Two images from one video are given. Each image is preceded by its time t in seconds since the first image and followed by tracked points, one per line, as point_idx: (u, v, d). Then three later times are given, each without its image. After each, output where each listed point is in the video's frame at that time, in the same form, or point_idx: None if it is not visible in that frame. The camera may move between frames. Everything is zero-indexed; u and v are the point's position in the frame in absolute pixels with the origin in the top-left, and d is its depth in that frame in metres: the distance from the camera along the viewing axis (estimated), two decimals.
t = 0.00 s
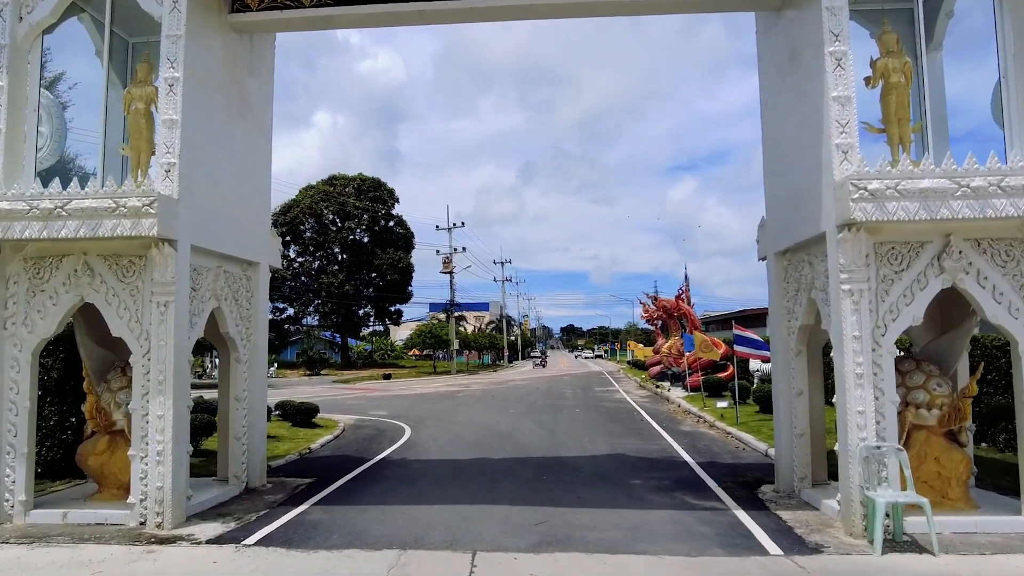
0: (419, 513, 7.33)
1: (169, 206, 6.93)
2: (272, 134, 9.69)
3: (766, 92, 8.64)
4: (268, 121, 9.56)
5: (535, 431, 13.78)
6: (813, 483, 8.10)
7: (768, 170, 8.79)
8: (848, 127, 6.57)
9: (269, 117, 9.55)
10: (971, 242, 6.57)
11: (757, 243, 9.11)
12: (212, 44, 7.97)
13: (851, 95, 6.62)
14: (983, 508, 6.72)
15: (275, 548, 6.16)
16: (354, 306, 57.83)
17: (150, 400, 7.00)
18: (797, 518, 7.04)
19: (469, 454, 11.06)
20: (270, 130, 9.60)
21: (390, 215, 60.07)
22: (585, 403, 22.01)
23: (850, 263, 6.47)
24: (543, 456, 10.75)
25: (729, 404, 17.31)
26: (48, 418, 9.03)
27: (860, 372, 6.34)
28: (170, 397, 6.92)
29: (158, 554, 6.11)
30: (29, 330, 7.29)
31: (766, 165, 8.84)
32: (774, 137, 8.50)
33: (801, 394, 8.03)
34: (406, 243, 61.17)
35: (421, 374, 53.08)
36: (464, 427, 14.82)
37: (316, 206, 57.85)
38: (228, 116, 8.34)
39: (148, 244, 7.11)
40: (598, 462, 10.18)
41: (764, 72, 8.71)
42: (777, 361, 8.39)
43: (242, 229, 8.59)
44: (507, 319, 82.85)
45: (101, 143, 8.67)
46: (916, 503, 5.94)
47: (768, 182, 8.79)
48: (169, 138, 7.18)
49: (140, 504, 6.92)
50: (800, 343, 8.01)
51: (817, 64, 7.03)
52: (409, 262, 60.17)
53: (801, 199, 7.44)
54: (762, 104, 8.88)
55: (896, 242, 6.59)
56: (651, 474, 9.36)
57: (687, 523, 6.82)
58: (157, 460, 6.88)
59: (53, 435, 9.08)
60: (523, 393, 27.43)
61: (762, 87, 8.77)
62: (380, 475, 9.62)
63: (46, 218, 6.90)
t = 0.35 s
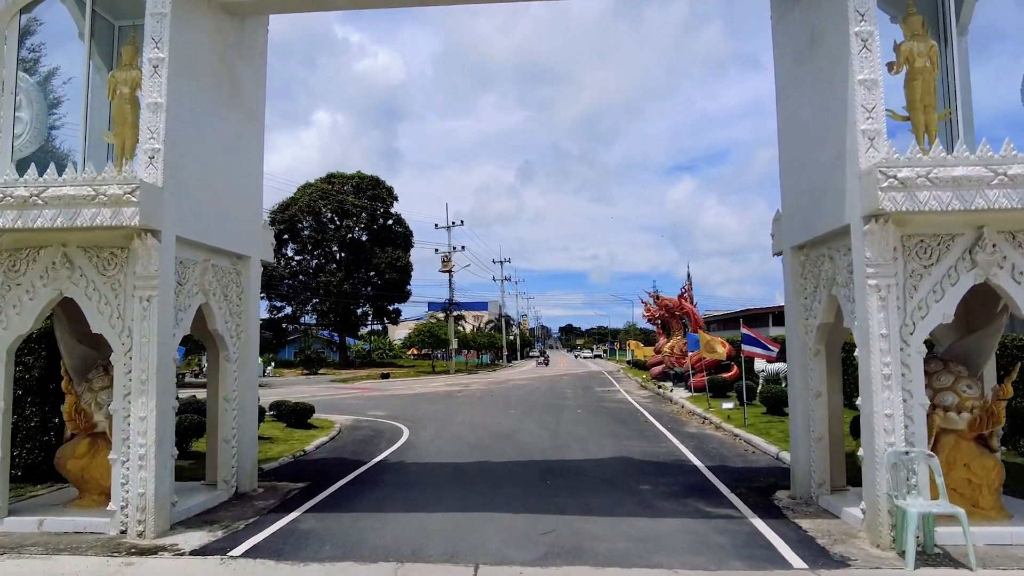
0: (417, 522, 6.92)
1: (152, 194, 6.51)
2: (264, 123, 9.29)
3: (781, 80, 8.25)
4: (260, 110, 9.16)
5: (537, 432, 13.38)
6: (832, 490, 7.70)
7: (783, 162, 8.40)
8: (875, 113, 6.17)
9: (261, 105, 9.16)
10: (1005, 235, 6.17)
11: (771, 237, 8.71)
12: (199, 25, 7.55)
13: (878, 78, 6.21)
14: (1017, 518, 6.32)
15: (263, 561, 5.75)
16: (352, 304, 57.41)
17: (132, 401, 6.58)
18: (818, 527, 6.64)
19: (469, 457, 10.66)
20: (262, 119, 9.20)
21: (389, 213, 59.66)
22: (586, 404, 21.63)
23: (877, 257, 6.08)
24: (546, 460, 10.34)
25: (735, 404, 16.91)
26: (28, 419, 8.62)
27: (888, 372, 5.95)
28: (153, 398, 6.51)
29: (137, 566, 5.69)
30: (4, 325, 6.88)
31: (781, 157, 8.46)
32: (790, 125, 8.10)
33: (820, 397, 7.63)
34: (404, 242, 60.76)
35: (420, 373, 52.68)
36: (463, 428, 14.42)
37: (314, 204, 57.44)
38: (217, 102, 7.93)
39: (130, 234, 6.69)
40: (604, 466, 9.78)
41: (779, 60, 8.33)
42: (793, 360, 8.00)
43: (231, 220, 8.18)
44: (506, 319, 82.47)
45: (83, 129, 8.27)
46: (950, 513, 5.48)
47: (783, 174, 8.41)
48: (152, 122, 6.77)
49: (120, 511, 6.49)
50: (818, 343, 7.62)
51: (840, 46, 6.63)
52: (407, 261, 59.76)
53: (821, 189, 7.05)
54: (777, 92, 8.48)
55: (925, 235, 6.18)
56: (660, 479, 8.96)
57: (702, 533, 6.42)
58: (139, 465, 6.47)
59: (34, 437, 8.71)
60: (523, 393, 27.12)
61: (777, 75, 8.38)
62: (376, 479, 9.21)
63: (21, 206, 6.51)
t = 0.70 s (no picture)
0: (408, 530, 6.54)
1: (124, 182, 6.11)
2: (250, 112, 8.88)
3: (790, 66, 7.90)
4: (245, 98, 8.77)
5: (534, 434, 13.01)
6: (843, 495, 7.35)
7: (792, 151, 8.05)
8: (893, 96, 5.80)
9: (246, 93, 8.76)
10: None
11: (779, 230, 8.34)
12: (178, 6, 7.15)
13: (897, 58, 5.84)
14: None
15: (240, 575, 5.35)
16: (347, 304, 56.97)
17: (103, 403, 6.18)
18: (832, 535, 6.28)
19: (464, 460, 10.28)
20: (247, 107, 8.80)
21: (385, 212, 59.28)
22: (585, 404, 21.25)
23: (896, 248, 5.71)
24: (544, 462, 9.99)
25: (737, 405, 16.56)
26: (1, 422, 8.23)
27: (908, 372, 5.59)
28: (125, 400, 6.12)
29: None
30: None
31: (789, 147, 8.10)
32: (800, 113, 7.73)
33: (831, 397, 7.27)
34: (401, 241, 60.34)
35: (416, 373, 52.24)
36: (458, 430, 14.04)
37: (309, 204, 57.01)
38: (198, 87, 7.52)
39: (101, 226, 6.29)
40: (604, 470, 9.41)
41: (787, 45, 7.98)
42: (802, 359, 7.65)
43: (212, 212, 7.77)
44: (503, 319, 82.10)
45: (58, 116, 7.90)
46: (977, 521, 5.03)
47: (791, 164, 8.05)
48: (126, 106, 6.37)
49: (90, 521, 6.10)
50: (829, 341, 7.27)
51: (856, 25, 6.25)
52: (403, 260, 59.33)
53: (834, 178, 6.68)
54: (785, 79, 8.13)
55: (947, 226, 5.81)
56: (663, 483, 8.60)
57: (710, 542, 6.06)
58: (111, 471, 6.07)
59: (7, 442, 8.29)
60: (520, 394, 26.75)
61: (785, 61, 8.03)
62: (366, 484, 8.81)
63: None
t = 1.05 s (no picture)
0: (398, 544, 6.13)
1: (92, 173, 5.70)
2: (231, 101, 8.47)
3: (799, 51, 7.52)
4: (227, 87, 8.36)
5: (531, 437, 12.62)
6: (858, 504, 6.96)
7: (801, 141, 7.67)
8: (915, 79, 5.41)
9: (228, 82, 8.35)
10: None
11: (788, 224, 7.96)
12: None
13: (918, 39, 5.45)
14: None
15: None
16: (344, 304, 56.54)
17: (68, 411, 5.75)
18: (850, 549, 5.89)
19: (459, 466, 9.88)
20: (229, 97, 8.39)
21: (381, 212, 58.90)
22: (584, 405, 20.87)
23: (919, 242, 5.32)
24: (542, 468, 9.60)
25: (739, 406, 16.17)
26: None
27: (932, 375, 5.20)
28: (92, 407, 5.70)
29: None
30: None
31: (799, 137, 7.73)
32: (810, 100, 7.35)
33: (845, 401, 6.89)
34: (397, 240, 59.90)
35: (412, 374, 51.82)
36: (454, 433, 13.66)
37: (305, 203, 56.55)
38: (174, 74, 7.11)
39: (66, 221, 5.87)
40: (604, 477, 9.04)
41: (796, 31, 7.60)
42: (814, 360, 7.27)
43: (190, 207, 7.37)
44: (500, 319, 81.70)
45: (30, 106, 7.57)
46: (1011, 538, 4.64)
47: (800, 155, 7.68)
48: (93, 93, 5.95)
49: (55, 537, 5.67)
50: (842, 341, 6.89)
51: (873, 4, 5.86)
52: (400, 260, 58.91)
53: (849, 168, 6.29)
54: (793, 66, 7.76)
55: (971, 218, 5.43)
56: (667, 491, 8.21)
57: (720, 558, 5.67)
58: (77, 483, 5.65)
59: None
60: (518, 395, 26.37)
61: (794, 46, 7.64)
62: (356, 492, 8.41)
63: None
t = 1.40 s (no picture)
0: (388, 551, 5.74)
1: (57, 151, 5.29)
2: (215, 83, 8.07)
3: (814, 28, 7.13)
4: (210, 68, 7.96)
5: (529, 437, 12.24)
6: (876, 507, 6.57)
7: (815, 125, 7.30)
8: (943, 51, 5.02)
9: (211, 63, 7.94)
10: None
11: (800, 212, 7.58)
12: None
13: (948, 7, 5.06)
14: None
15: None
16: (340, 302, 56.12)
17: (32, 408, 5.35)
18: (872, 556, 5.51)
19: (455, 467, 9.49)
20: (213, 78, 7.99)
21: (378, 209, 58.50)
22: (583, 403, 20.49)
23: (949, 227, 4.94)
24: (542, 469, 9.23)
25: (742, 405, 15.80)
26: None
27: (962, 370, 4.81)
28: (58, 404, 5.29)
29: None
30: None
31: (812, 120, 7.35)
32: (825, 80, 6.96)
33: (862, 398, 6.52)
34: (394, 238, 59.47)
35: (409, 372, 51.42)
36: (450, 432, 13.28)
37: (301, 200, 55.97)
38: (150, 51, 6.71)
39: (32, 203, 5.47)
40: (606, 478, 8.67)
41: (811, 7, 7.21)
42: (828, 355, 6.89)
43: (169, 192, 6.98)
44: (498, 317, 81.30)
45: None
46: None
47: (814, 140, 7.31)
48: (60, 66, 5.55)
49: (17, 544, 5.26)
50: (860, 335, 6.52)
51: None
52: (397, 258, 58.51)
53: (870, 150, 5.91)
54: (806, 46, 7.38)
55: (1005, 201, 5.04)
56: (672, 493, 7.85)
57: (733, 565, 5.30)
58: (41, 486, 5.24)
59: None
60: (516, 393, 25.98)
61: (809, 24, 7.26)
62: (346, 494, 8.02)
63: None
